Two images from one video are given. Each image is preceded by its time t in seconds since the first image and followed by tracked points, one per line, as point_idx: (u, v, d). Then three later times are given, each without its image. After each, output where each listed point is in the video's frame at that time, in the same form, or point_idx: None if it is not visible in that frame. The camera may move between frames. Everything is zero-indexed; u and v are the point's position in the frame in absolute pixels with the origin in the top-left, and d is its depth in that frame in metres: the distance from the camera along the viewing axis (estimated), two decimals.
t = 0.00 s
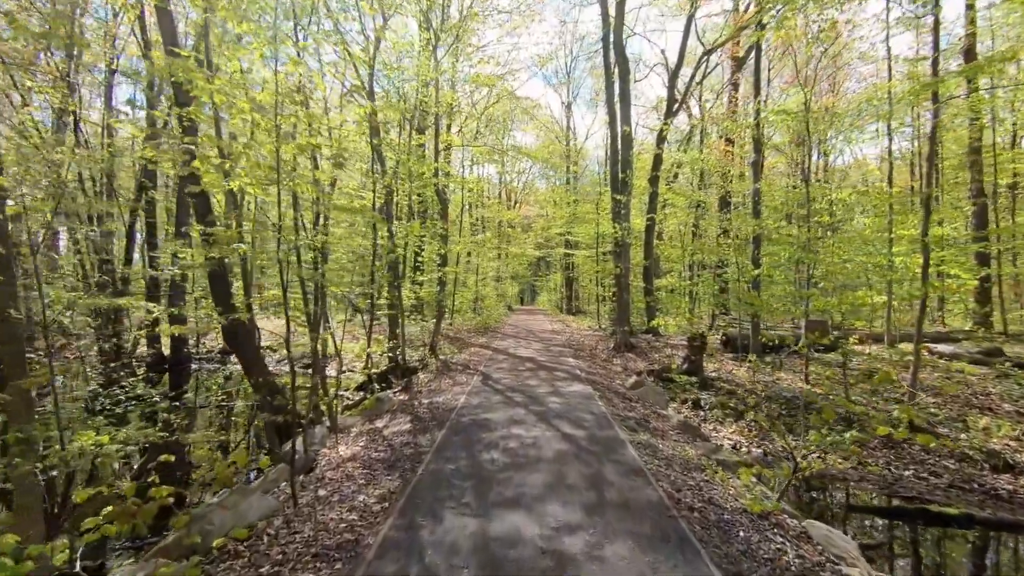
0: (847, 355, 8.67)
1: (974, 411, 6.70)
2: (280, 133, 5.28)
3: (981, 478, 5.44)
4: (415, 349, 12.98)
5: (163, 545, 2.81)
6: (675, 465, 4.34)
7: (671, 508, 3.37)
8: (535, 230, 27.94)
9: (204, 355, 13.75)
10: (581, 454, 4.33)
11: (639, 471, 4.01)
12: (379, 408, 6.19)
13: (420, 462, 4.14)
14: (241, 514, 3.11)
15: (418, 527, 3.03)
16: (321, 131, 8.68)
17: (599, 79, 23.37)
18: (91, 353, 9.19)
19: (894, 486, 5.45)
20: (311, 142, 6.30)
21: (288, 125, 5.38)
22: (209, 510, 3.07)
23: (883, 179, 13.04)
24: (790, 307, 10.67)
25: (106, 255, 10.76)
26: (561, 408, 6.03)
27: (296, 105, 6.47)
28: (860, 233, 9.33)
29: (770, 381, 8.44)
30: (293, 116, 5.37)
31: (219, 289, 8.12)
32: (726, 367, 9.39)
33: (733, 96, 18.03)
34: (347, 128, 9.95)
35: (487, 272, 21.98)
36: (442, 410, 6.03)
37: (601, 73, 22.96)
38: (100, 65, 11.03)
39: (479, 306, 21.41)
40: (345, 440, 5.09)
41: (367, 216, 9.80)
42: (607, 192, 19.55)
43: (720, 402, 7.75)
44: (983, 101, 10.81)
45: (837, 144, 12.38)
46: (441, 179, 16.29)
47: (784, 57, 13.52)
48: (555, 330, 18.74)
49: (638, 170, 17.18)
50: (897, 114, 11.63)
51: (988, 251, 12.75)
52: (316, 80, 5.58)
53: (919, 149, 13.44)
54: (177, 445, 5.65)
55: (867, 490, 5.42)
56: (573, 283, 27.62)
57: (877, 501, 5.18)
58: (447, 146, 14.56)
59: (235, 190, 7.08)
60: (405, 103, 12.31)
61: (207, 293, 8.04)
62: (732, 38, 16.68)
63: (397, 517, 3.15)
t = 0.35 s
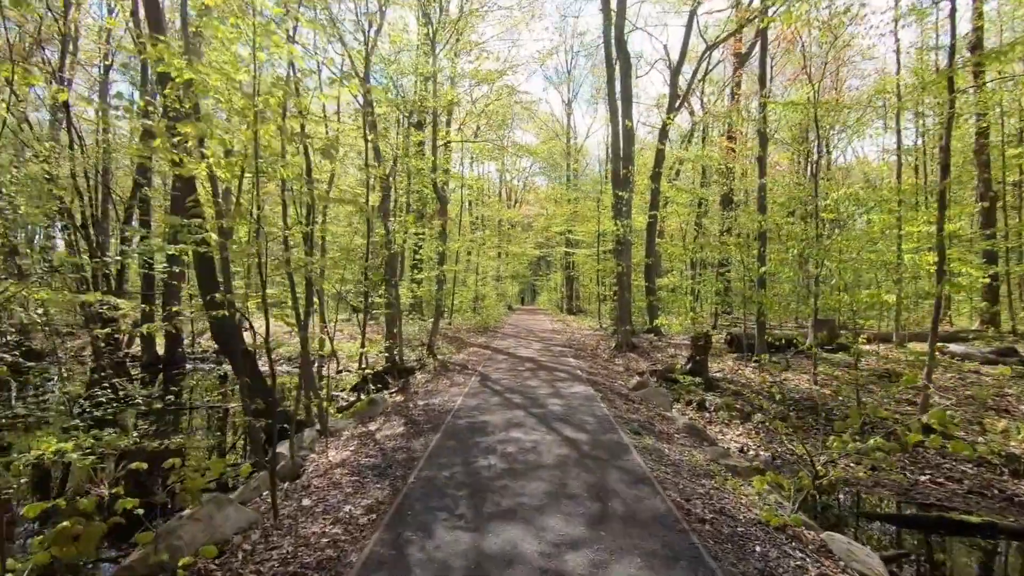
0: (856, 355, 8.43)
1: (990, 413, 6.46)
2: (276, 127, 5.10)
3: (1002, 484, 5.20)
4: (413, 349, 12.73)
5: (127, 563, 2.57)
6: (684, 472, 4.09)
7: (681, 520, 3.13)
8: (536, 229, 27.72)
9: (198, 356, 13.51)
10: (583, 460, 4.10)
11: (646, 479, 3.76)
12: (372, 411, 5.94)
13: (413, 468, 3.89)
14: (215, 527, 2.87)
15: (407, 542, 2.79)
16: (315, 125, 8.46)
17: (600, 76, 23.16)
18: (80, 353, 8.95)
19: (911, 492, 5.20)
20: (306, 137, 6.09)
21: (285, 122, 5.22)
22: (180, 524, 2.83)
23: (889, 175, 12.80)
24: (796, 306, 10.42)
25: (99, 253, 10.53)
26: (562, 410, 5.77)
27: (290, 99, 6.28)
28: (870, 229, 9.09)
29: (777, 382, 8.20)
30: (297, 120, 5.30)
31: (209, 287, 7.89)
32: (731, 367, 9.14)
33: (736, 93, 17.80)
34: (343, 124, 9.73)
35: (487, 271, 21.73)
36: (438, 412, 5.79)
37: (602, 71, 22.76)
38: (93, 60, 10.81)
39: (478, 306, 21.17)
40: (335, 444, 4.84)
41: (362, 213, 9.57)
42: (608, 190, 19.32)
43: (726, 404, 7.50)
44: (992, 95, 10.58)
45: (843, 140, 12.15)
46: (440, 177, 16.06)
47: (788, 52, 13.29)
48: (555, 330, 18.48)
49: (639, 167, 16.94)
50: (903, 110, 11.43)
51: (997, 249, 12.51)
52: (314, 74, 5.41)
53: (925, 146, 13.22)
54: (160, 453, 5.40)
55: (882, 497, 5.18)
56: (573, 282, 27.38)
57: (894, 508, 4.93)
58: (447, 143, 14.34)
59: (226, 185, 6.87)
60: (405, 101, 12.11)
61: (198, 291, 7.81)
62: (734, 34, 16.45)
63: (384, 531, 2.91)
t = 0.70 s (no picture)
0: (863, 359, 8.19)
1: (1004, 420, 6.23)
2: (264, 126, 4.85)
3: (1020, 496, 4.97)
4: (409, 351, 12.48)
5: None
6: (689, 486, 3.86)
7: (688, 544, 2.90)
8: (535, 230, 27.48)
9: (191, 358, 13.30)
10: (582, 474, 3.87)
11: (649, 495, 3.53)
12: (361, 418, 5.71)
13: (400, 484, 3.66)
14: (180, 555, 2.64)
15: (388, 571, 2.56)
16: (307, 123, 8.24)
17: (599, 75, 22.94)
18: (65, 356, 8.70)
19: (925, 505, 4.97)
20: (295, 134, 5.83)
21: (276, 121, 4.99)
22: (141, 551, 2.59)
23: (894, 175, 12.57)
24: (800, 308, 10.19)
25: (89, 253, 10.32)
26: (559, 417, 5.55)
27: (279, 95, 6.03)
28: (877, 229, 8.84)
29: (782, 386, 7.97)
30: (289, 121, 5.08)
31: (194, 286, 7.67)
32: (734, 370, 8.91)
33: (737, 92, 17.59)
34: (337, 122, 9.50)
35: (485, 272, 21.48)
36: (431, 420, 5.56)
37: (601, 70, 22.53)
38: (84, 57, 10.61)
39: (477, 307, 20.94)
40: (321, 455, 4.61)
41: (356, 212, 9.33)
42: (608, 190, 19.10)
43: (729, 409, 7.28)
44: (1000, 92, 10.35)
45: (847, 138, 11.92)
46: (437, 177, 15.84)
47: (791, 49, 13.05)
48: (554, 331, 18.25)
49: (639, 167, 16.71)
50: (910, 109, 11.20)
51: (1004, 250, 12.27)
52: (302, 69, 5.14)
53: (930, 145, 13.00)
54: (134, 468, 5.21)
55: (895, 509, 4.95)
56: (572, 283, 27.14)
57: (908, 522, 4.70)
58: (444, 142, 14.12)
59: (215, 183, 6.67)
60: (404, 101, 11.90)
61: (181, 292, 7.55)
62: (736, 31, 16.21)
63: (365, 558, 2.68)
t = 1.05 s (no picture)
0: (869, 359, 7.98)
1: (1017, 422, 6.04)
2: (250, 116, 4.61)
3: None
4: (404, 352, 12.26)
5: None
6: (694, 495, 3.65)
7: (697, 560, 2.69)
8: (533, 229, 27.26)
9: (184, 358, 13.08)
10: (581, 482, 3.65)
11: (652, 505, 3.32)
12: (352, 421, 5.50)
13: (388, 493, 3.44)
14: None
15: None
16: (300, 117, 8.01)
17: (598, 73, 22.74)
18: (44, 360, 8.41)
19: (940, 513, 4.76)
20: (284, 126, 5.60)
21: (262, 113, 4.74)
22: None
23: (897, 172, 12.38)
24: (803, 307, 9.98)
25: (78, 252, 10.09)
26: (557, 421, 5.33)
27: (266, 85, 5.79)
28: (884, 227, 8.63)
29: (786, 387, 7.76)
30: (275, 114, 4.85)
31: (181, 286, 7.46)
32: (736, 371, 8.71)
33: (737, 90, 17.38)
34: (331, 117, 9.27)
35: (483, 271, 21.24)
36: (423, 423, 5.34)
37: (600, 67, 22.34)
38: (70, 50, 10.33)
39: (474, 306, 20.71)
40: (308, 461, 4.39)
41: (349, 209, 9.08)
42: (607, 188, 18.89)
43: (732, 411, 7.09)
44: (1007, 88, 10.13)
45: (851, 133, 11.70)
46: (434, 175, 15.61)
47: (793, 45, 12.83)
48: (551, 331, 18.04)
49: (639, 165, 16.49)
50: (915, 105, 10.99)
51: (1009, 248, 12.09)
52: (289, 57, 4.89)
53: (934, 143, 12.81)
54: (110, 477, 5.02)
55: (908, 518, 4.74)
56: (571, 283, 26.93)
57: (922, 532, 4.49)
58: (441, 139, 13.89)
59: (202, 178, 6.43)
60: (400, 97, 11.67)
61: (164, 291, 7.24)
62: (737, 27, 15.98)
63: None
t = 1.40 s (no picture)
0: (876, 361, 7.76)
1: None
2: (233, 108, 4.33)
3: None
4: (400, 353, 12.01)
5: None
6: (705, 510, 3.43)
7: None
8: (531, 228, 27.02)
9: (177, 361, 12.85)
10: (584, 496, 3.43)
11: (661, 522, 3.10)
12: (342, 427, 5.26)
13: (376, 509, 3.22)
14: None
15: None
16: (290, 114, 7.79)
17: (597, 71, 22.51)
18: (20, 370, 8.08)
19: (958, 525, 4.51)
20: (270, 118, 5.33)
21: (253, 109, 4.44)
22: None
23: (902, 171, 12.17)
24: (807, 308, 9.77)
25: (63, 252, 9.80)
26: (557, 427, 5.09)
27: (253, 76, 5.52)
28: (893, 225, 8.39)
29: (792, 390, 7.54)
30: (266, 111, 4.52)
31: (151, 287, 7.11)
32: (740, 373, 8.49)
33: (737, 88, 17.18)
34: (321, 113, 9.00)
35: (481, 271, 20.98)
36: (417, 430, 5.10)
37: (599, 65, 22.11)
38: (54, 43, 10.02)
39: (472, 306, 20.46)
40: (294, 471, 4.15)
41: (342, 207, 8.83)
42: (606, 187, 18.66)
43: (737, 415, 6.88)
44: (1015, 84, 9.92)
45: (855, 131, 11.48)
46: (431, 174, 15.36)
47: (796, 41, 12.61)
48: (550, 332, 17.82)
49: (638, 163, 16.25)
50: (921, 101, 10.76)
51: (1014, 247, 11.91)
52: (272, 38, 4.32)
53: (938, 140, 12.60)
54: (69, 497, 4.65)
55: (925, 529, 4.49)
56: (569, 282, 26.73)
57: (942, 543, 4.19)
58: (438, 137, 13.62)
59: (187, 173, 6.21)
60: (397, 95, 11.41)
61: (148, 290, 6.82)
62: (738, 24, 15.75)
63: None
